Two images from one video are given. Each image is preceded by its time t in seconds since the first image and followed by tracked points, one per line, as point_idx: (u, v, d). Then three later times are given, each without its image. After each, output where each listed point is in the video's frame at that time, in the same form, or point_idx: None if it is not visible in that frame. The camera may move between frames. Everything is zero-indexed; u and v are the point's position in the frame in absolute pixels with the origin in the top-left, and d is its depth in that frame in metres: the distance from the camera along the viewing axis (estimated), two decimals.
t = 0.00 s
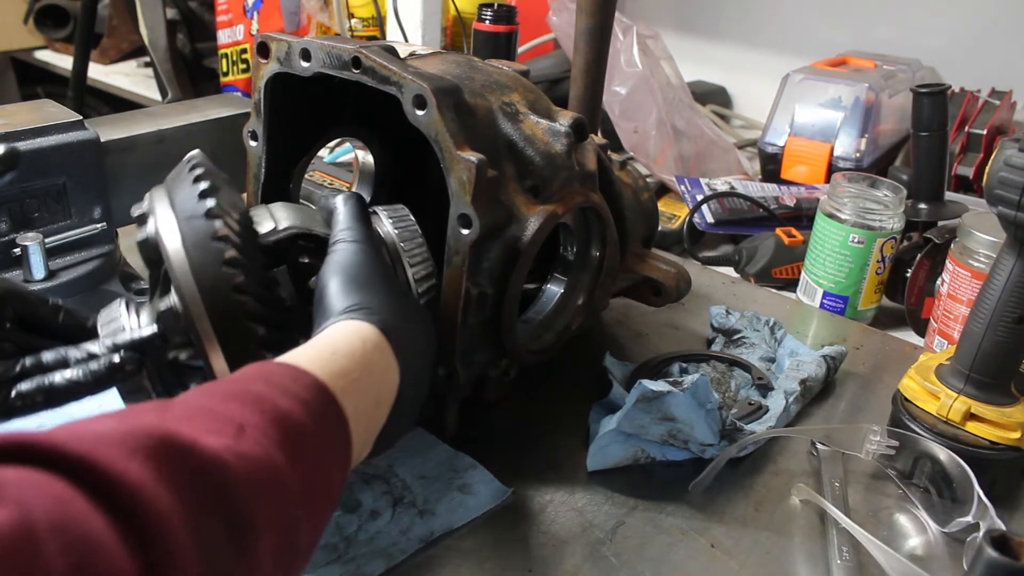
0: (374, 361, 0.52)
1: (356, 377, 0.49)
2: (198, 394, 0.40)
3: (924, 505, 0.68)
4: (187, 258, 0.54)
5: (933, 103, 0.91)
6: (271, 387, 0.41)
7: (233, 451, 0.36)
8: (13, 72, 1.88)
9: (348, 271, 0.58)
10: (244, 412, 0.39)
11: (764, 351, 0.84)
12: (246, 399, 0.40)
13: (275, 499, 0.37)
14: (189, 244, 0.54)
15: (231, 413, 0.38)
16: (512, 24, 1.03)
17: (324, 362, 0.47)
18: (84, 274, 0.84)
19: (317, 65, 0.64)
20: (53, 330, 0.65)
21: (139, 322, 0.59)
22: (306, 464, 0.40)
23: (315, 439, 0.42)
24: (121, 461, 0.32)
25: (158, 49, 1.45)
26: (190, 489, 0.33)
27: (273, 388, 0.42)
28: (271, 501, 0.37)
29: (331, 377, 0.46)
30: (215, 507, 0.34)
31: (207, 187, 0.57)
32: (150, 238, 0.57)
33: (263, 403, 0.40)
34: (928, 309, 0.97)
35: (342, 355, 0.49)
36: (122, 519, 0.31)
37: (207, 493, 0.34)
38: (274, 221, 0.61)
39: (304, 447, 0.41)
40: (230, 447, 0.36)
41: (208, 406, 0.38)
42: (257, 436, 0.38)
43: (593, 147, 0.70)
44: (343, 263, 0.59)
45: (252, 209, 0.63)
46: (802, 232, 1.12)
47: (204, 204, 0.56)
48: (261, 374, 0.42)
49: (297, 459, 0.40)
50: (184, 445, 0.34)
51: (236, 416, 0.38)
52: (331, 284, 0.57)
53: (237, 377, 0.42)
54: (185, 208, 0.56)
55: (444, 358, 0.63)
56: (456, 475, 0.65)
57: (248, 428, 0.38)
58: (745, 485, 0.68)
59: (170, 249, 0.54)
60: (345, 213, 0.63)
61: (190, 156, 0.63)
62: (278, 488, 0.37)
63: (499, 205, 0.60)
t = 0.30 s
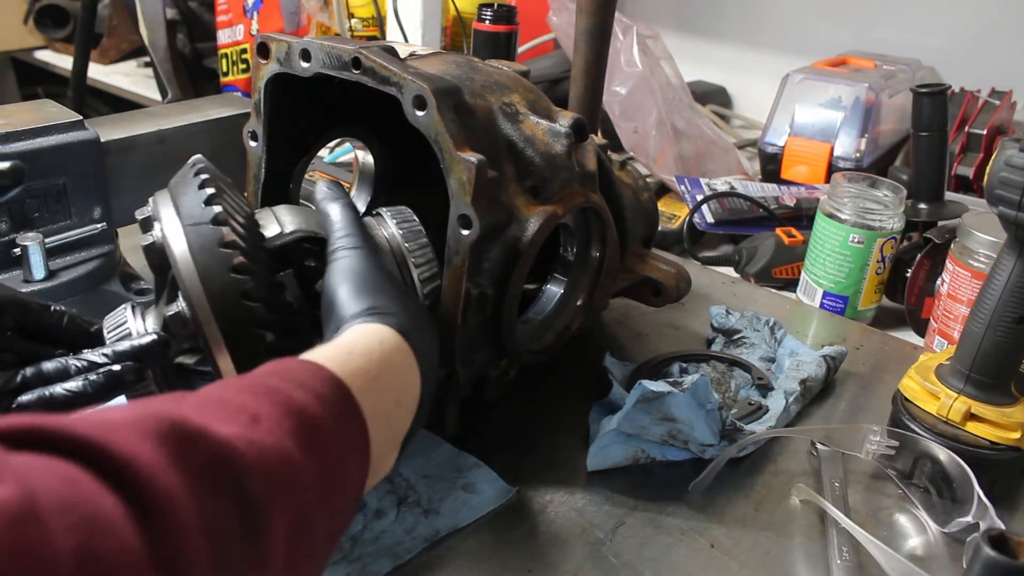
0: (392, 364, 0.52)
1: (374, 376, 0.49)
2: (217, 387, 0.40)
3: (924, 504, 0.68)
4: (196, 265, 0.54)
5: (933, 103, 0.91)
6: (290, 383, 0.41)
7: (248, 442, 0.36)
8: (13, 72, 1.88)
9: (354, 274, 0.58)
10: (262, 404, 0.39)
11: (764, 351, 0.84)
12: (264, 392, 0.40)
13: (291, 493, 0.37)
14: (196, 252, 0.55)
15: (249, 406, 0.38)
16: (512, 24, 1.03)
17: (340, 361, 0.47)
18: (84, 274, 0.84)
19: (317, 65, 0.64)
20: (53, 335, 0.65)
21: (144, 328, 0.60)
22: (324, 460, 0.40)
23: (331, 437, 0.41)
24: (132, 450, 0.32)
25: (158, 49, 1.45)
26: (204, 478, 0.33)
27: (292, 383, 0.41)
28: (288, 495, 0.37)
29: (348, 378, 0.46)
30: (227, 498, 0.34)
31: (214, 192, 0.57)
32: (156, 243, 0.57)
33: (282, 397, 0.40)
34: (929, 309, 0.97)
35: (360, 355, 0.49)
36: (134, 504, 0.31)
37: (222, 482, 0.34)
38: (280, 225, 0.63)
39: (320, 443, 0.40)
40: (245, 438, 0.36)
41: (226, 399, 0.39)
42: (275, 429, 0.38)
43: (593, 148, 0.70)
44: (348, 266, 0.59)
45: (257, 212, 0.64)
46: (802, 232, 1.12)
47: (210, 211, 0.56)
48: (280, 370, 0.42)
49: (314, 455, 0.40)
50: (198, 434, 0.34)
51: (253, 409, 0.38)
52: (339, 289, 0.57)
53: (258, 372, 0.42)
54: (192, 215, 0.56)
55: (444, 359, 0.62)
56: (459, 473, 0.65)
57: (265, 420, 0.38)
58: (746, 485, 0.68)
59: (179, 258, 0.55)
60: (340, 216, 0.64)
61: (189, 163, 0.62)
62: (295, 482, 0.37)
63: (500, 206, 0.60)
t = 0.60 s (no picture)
0: (352, 325, 0.49)
1: (327, 337, 0.46)
2: (141, 355, 0.37)
3: (923, 505, 0.68)
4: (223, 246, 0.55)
5: (933, 103, 0.91)
6: (223, 345, 0.38)
7: (162, 413, 0.33)
8: (13, 72, 1.88)
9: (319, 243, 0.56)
10: (186, 370, 0.36)
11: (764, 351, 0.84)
12: (192, 357, 0.37)
13: (217, 466, 0.34)
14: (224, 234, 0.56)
15: (170, 373, 0.36)
16: (512, 24, 1.03)
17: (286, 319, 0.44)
18: (84, 274, 0.84)
19: (317, 65, 0.64)
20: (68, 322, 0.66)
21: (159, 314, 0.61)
22: (260, 429, 0.37)
23: (271, 401, 0.38)
24: (24, 431, 0.28)
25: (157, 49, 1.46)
26: (108, 455, 0.30)
27: (226, 344, 0.39)
28: (214, 469, 0.34)
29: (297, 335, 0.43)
30: (137, 475, 0.31)
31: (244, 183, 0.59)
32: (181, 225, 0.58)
33: (211, 359, 0.37)
34: (928, 309, 0.97)
35: (312, 314, 0.46)
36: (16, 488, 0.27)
37: (128, 455, 0.31)
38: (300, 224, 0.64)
39: (254, 411, 0.37)
40: (159, 410, 0.33)
41: (146, 367, 0.36)
42: (198, 396, 0.35)
43: (593, 147, 0.70)
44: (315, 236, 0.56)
45: (278, 207, 0.66)
46: (802, 232, 1.12)
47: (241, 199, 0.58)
48: (217, 329, 0.39)
49: (246, 425, 0.37)
50: (99, 406, 0.31)
51: (174, 377, 0.35)
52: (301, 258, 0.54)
53: (189, 334, 0.39)
54: (224, 201, 0.57)
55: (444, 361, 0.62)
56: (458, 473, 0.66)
57: (187, 386, 0.35)
58: (746, 485, 0.68)
59: (205, 239, 0.56)
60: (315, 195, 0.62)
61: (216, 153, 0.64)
62: (221, 453, 0.34)
63: (499, 206, 0.60)
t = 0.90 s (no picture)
0: (336, 324, 0.40)
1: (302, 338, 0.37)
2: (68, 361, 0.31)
3: (924, 505, 0.68)
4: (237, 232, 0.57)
5: (933, 103, 0.91)
6: (162, 352, 0.31)
7: (74, 439, 0.27)
8: (13, 72, 1.88)
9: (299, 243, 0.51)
10: (112, 383, 0.30)
11: (764, 351, 0.84)
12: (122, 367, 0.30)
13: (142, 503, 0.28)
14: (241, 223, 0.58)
15: (91, 387, 0.29)
16: (512, 24, 1.03)
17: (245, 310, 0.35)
18: (85, 274, 0.85)
19: (317, 65, 0.64)
20: (75, 319, 0.65)
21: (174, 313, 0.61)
22: (202, 455, 0.31)
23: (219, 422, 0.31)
24: None
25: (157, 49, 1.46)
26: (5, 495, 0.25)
27: (165, 352, 0.31)
28: (139, 508, 0.28)
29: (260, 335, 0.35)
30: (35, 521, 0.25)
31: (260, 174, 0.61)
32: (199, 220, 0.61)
33: (142, 372, 0.30)
34: (928, 309, 0.97)
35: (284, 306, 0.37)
36: None
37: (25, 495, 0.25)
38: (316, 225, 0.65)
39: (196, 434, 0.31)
40: (71, 434, 0.27)
41: (64, 377, 0.29)
42: (121, 418, 0.29)
43: (593, 147, 0.70)
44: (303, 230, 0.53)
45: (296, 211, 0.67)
46: (802, 233, 1.12)
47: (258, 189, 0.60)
48: (158, 331, 0.32)
49: (183, 451, 0.30)
50: None
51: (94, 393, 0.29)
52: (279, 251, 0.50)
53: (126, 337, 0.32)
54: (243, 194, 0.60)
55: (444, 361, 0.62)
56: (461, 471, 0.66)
57: (108, 404, 0.29)
58: (746, 485, 0.68)
59: (223, 231, 0.57)
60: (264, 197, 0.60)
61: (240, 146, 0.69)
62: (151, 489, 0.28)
63: (499, 206, 0.60)
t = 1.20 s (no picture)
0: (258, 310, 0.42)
1: (220, 332, 0.38)
2: None
3: (923, 505, 0.68)
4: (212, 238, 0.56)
5: (933, 103, 0.91)
6: (73, 355, 0.33)
7: None
8: (13, 73, 1.88)
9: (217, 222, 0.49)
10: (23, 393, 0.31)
11: (764, 351, 0.84)
12: (32, 374, 0.31)
13: (74, 506, 0.29)
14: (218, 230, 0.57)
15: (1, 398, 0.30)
16: (512, 24, 1.03)
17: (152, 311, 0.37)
18: (84, 274, 0.84)
19: (317, 65, 0.64)
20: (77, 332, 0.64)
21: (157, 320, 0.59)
22: (132, 450, 0.32)
23: (140, 418, 0.32)
24: None
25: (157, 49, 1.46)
26: None
27: (79, 355, 0.33)
28: (78, 515, 0.29)
29: (173, 331, 0.36)
30: None
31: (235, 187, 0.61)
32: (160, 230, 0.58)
33: (55, 378, 0.31)
34: (928, 309, 0.97)
35: (197, 302, 0.38)
36: None
37: None
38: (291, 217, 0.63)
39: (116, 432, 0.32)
40: None
41: None
42: (37, 425, 0.30)
43: (593, 147, 0.71)
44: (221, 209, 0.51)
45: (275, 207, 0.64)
46: (802, 232, 1.12)
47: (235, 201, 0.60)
48: (69, 336, 0.33)
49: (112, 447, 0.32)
50: None
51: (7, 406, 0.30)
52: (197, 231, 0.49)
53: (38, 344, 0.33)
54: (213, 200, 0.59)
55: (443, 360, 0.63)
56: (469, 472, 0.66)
57: (20, 413, 0.30)
58: (746, 485, 0.68)
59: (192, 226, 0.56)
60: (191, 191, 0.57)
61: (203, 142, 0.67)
62: (77, 492, 0.29)
63: (499, 206, 0.60)
